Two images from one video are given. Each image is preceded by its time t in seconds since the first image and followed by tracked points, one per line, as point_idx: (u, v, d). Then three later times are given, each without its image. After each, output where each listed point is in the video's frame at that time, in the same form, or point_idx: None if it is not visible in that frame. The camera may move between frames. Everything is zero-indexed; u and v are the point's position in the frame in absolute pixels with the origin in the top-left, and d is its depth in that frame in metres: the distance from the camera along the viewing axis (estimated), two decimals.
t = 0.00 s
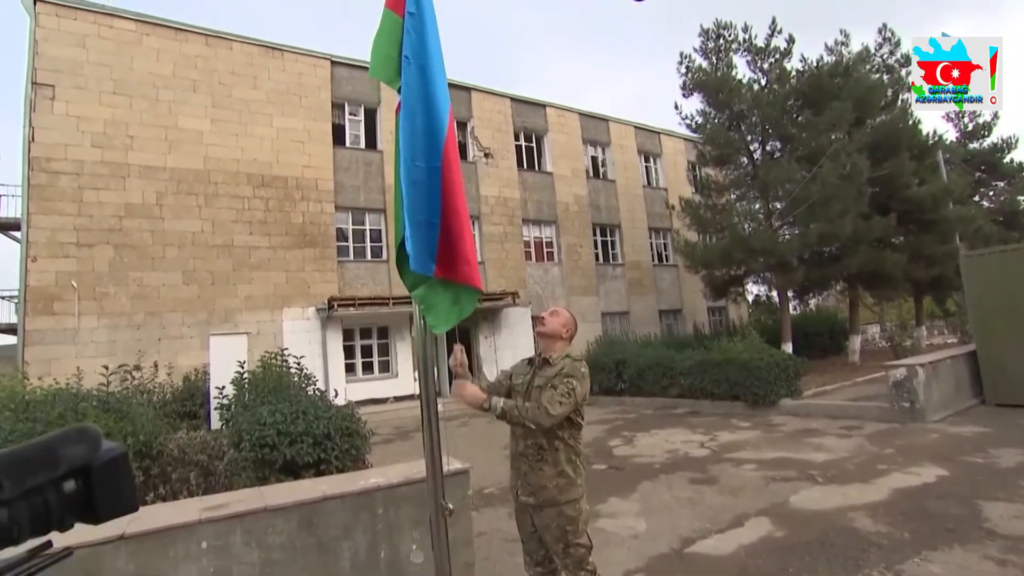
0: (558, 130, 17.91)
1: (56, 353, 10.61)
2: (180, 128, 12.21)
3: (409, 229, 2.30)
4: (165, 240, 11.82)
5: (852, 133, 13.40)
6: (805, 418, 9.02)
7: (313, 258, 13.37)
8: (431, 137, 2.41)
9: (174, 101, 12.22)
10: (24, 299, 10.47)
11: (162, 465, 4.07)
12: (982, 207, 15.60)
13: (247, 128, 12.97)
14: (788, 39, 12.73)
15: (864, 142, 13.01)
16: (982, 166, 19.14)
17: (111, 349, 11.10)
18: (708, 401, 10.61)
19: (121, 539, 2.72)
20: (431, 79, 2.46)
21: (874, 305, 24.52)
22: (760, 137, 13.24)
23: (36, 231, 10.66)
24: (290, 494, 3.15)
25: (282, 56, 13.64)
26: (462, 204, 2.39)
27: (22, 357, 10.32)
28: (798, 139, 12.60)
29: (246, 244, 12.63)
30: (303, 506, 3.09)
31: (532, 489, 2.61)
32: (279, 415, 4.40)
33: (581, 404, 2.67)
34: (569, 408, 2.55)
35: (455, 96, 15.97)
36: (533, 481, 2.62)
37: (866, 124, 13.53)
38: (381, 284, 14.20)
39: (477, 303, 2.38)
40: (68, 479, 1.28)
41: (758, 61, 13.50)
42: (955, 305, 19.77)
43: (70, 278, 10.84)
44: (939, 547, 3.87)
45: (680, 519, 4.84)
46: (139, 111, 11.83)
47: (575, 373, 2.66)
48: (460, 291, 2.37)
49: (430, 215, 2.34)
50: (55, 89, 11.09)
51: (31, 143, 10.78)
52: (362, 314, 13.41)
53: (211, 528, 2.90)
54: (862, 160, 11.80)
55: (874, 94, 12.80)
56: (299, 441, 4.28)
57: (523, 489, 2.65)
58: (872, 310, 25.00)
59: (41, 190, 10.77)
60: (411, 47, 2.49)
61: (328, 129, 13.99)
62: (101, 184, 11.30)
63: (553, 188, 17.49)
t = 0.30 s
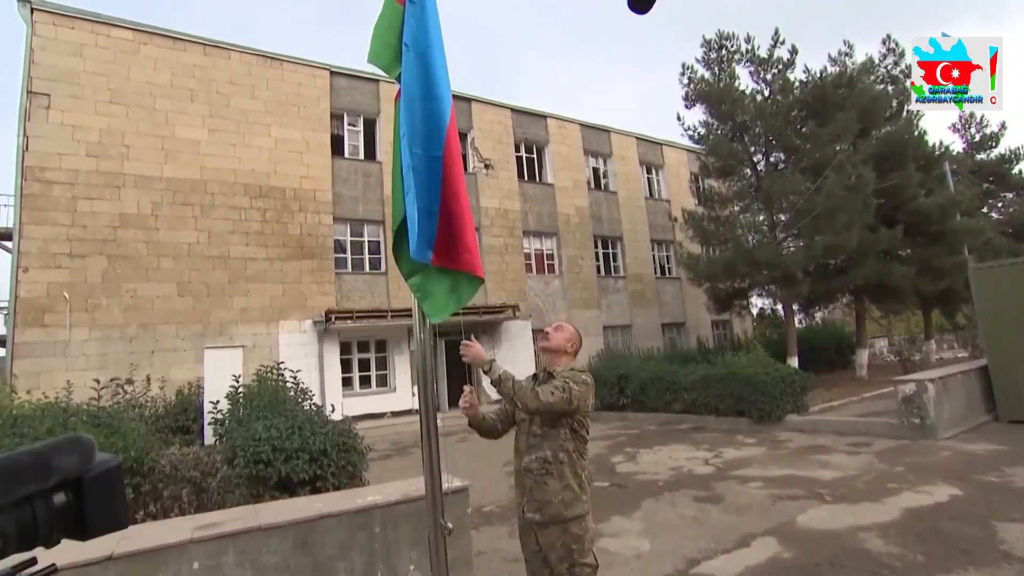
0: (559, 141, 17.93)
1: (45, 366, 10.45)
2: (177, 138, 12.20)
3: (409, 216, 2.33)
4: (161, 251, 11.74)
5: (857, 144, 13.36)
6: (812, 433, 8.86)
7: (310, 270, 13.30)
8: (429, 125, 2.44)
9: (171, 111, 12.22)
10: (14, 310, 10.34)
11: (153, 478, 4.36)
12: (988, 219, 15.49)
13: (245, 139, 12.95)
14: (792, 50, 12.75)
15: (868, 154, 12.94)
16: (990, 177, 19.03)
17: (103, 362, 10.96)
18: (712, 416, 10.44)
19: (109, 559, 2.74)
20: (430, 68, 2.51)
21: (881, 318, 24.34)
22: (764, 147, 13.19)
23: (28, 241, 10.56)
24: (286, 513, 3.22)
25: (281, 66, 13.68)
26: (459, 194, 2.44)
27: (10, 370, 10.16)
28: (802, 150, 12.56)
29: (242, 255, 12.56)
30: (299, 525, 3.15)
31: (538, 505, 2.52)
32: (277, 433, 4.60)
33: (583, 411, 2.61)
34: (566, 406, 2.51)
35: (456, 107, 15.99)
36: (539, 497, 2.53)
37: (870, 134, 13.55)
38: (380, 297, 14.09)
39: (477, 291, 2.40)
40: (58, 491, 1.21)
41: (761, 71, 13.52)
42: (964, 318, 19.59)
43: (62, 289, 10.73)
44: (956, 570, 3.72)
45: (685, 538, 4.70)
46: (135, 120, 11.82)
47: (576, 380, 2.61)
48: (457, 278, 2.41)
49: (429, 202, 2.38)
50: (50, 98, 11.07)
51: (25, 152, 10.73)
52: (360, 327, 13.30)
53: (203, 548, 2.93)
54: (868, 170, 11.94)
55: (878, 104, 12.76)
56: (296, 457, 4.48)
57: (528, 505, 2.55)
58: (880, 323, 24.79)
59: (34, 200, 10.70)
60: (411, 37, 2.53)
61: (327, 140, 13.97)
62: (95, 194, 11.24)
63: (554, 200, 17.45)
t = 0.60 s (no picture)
0: (562, 155, 17.96)
1: (38, 384, 10.33)
2: (177, 152, 12.22)
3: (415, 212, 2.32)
4: (159, 266, 11.71)
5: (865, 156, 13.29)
6: (824, 452, 8.67)
7: (310, 285, 13.25)
8: (435, 123, 2.45)
9: (172, 125, 12.25)
10: (10, 326, 10.25)
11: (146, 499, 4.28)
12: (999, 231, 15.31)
13: (245, 153, 12.99)
14: (796, 63, 12.72)
15: (876, 166, 12.83)
16: (1002, 190, 18.89)
17: (98, 379, 10.86)
18: (721, 435, 10.26)
19: None
20: (435, 69, 2.53)
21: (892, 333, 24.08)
22: (770, 160, 13.14)
23: (25, 256, 10.51)
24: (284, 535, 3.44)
25: (283, 80, 13.75)
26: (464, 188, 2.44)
27: (4, 387, 10.05)
28: (809, 163, 12.49)
29: (242, 269, 12.53)
30: (297, 547, 3.39)
31: (546, 526, 2.41)
32: (276, 453, 4.82)
33: (591, 430, 2.51)
34: (574, 427, 2.41)
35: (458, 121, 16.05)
36: (546, 518, 2.42)
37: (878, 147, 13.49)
38: (381, 312, 13.99)
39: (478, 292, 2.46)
40: (37, 521, 1.09)
41: (766, 84, 13.51)
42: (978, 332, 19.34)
43: (58, 304, 10.66)
44: None
45: (693, 560, 4.55)
46: (136, 134, 11.85)
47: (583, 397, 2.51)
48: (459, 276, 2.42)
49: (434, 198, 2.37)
50: (51, 112, 11.11)
51: (24, 166, 10.72)
52: (361, 343, 13.22)
53: (199, 569, 3.12)
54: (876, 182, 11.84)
55: (886, 116, 12.73)
56: (295, 476, 4.72)
57: (536, 527, 2.45)
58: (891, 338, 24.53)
59: (32, 214, 10.67)
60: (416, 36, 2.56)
61: (328, 154, 14.03)
62: (94, 209, 11.23)
63: (557, 214, 17.41)
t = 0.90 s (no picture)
0: (566, 173, 17.95)
1: (26, 407, 10.17)
2: (174, 171, 12.22)
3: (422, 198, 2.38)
4: (154, 286, 11.62)
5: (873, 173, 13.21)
6: (838, 479, 8.41)
7: (309, 306, 13.14)
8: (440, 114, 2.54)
9: (170, 143, 12.28)
10: None
11: (133, 532, 4.19)
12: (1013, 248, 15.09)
13: (244, 172, 12.99)
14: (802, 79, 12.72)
15: (885, 183, 12.70)
16: (1016, 207, 18.72)
17: (88, 403, 10.70)
18: (730, 460, 10.01)
19: None
20: (440, 62, 2.63)
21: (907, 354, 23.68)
22: (776, 178, 13.06)
23: (16, 276, 10.42)
24: (277, 567, 3.33)
25: (283, 99, 13.83)
26: (469, 180, 2.50)
27: None
28: (816, 180, 12.42)
29: (239, 290, 12.44)
30: None
31: (549, 558, 2.31)
32: (271, 479, 4.72)
33: (599, 463, 2.41)
34: (584, 466, 2.30)
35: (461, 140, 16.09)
36: (551, 549, 2.32)
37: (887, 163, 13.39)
38: (380, 334, 13.85)
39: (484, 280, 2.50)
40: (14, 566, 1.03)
41: (772, 101, 13.51)
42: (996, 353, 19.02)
43: (49, 325, 10.55)
44: None
45: None
46: (133, 152, 11.87)
47: (591, 429, 2.40)
48: (462, 267, 2.48)
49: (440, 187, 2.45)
50: (48, 130, 11.14)
51: (18, 185, 10.70)
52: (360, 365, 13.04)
53: None
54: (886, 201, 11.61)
55: (894, 133, 12.55)
56: (291, 504, 4.64)
57: (539, 558, 2.36)
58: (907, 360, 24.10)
59: (26, 233, 10.62)
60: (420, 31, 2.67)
61: (328, 173, 14.03)
62: (89, 228, 11.19)
63: (560, 234, 17.34)
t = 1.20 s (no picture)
0: (568, 194, 17.96)
1: (13, 430, 10.01)
2: (171, 190, 12.21)
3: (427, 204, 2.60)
4: (148, 306, 11.53)
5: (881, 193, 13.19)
6: (852, 508, 8.17)
7: (307, 327, 13.02)
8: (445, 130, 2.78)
9: (168, 162, 12.31)
10: None
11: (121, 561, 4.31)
12: None
13: (242, 192, 12.98)
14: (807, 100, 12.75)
15: (893, 204, 12.63)
16: None
17: (76, 426, 10.52)
18: (738, 488, 9.78)
19: None
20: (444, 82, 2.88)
21: (919, 377, 23.32)
22: (783, 199, 13.04)
23: (8, 295, 10.36)
24: None
25: (283, 118, 13.90)
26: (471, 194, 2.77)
27: None
28: (823, 202, 12.41)
29: (235, 310, 12.34)
30: None
31: None
32: (265, 508, 4.72)
33: (602, 495, 2.32)
34: (587, 501, 2.21)
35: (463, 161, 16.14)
36: None
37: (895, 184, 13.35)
38: (379, 356, 13.70)
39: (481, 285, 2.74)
40: None
41: (777, 121, 13.53)
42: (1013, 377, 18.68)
43: (39, 346, 10.44)
44: None
45: None
46: (131, 171, 11.89)
47: (595, 462, 2.30)
48: (462, 273, 2.71)
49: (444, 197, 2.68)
50: (45, 148, 11.18)
51: (14, 204, 10.71)
52: (358, 388, 12.86)
53: None
54: (894, 221, 11.54)
55: (902, 152, 12.56)
56: (286, 533, 4.65)
57: None
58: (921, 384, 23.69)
59: (20, 251, 10.58)
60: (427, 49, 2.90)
61: (327, 193, 14.04)
62: (84, 246, 11.16)
63: (563, 254, 17.28)
